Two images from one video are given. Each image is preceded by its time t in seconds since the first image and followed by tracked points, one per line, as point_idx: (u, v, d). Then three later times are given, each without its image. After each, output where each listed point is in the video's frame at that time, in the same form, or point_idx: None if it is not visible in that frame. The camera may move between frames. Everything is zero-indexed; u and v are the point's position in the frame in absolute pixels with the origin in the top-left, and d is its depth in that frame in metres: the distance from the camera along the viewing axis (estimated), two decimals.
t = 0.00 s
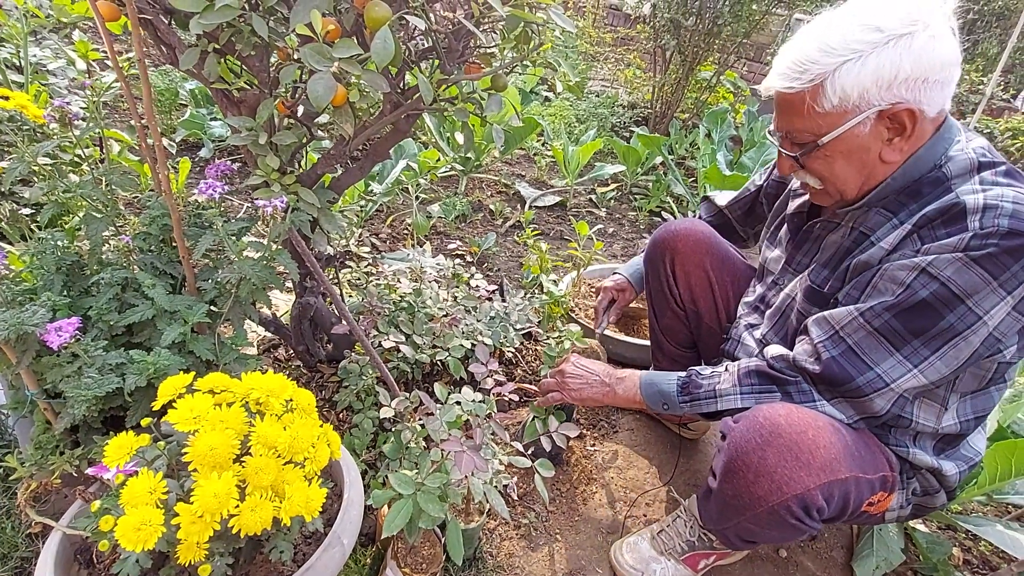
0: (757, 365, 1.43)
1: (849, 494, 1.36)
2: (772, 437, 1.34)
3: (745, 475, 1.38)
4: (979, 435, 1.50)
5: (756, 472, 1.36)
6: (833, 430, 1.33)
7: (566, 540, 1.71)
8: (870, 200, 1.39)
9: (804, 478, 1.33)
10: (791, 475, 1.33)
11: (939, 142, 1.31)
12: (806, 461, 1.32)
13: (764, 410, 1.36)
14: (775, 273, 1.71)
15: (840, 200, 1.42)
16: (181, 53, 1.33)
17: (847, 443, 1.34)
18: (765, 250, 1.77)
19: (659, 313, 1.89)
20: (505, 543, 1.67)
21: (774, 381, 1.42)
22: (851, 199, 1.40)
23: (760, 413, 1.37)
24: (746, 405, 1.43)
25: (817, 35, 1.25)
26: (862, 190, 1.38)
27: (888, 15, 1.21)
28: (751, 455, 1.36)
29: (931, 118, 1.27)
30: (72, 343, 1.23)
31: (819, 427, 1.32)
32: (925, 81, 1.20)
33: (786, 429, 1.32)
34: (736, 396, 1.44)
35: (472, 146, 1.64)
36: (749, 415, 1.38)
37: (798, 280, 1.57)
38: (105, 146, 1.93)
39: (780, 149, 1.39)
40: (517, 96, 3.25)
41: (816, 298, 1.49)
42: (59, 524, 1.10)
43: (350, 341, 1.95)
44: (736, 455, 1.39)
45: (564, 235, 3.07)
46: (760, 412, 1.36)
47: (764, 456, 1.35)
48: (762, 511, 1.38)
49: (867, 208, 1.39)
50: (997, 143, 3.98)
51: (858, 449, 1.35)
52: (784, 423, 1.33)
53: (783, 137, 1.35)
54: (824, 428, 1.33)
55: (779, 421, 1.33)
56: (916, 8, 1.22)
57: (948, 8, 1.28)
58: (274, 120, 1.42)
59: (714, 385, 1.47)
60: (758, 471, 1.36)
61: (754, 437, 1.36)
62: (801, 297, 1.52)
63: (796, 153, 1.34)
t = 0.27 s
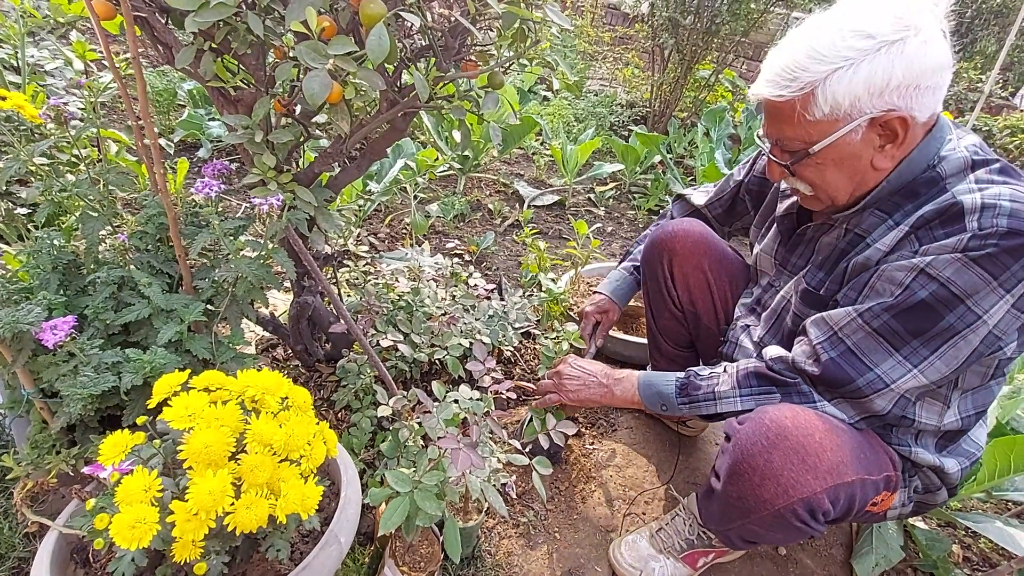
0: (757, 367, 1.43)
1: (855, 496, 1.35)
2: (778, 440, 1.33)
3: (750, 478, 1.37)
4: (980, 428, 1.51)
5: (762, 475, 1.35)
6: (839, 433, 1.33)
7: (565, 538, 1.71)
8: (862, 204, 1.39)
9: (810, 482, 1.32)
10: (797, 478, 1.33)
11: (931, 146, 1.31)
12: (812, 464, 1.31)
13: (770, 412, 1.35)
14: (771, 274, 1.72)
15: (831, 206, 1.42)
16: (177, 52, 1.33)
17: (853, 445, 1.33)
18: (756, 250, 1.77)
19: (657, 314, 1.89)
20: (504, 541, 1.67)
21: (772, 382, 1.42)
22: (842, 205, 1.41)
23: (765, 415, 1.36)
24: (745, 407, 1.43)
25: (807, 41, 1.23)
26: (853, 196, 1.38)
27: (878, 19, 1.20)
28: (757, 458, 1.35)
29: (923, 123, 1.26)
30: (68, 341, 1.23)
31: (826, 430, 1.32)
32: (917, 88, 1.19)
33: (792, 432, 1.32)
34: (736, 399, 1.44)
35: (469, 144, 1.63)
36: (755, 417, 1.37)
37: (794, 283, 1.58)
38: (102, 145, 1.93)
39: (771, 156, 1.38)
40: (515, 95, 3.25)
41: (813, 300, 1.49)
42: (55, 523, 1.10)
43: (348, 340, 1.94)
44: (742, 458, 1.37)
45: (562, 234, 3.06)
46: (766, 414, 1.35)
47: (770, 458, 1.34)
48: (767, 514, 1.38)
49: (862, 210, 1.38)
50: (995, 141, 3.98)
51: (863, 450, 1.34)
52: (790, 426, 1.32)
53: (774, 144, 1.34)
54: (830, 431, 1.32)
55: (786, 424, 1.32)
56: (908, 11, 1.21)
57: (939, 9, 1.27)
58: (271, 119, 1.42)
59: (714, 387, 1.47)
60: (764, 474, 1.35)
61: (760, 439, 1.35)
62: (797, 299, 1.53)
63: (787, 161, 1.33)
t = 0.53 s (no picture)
0: (753, 367, 1.43)
1: (854, 496, 1.35)
2: (777, 440, 1.32)
3: (749, 479, 1.36)
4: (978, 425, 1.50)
5: (761, 475, 1.35)
6: (837, 433, 1.33)
7: (563, 536, 1.71)
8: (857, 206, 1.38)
9: (809, 483, 1.32)
10: (796, 479, 1.32)
11: (928, 148, 1.31)
12: (811, 464, 1.31)
13: (769, 412, 1.35)
14: (768, 273, 1.71)
15: (826, 207, 1.41)
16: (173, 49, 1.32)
17: (852, 445, 1.33)
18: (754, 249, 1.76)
19: (653, 312, 1.88)
20: (502, 539, 1.66)
21: (770, 381, 1.41)
22: (837, 206, 1.40)
23: (763, 414, 1.35)
24: (742, 407, 1.43)
25: (802, 40, 1.23)
26: (848, 198, 1.37)
27: (873, 19, 1.19)
28: (756, 458, 1.34)
29: (919, 126, 1.26)
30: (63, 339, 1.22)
31: (824, 430, 1.32)
32: (913, 89, 1.19)
33: (792, 432, 1.31)
34: (733, 399, 1.44)
35: (466, 141, 1.63)
36: (752, 416, 1.37)
37: (791, 282, 1.58)
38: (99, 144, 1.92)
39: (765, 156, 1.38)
40: (514, 94, 3.25)
41: (809, 301, 1.49)
42: (51, 520, 1.09)
43: (345, 339, 1.94)
44: (741, 458, 1.36)
45: (561, 232, 3.06)
46: (765, 414, 1.35)
47: (769, 459, 1.33)
48: (766, 515, 1.37)
49: (861, 209, 1.38)
50: (994, 138, 3.98)
51: (862, 450, 1.34)
52: (790, 426, 1.32)
53: (768, 144, 1.34)
54: (829, 431, 1.32)
55: (785, 424, 1.32)
56: (904, 10, 1.20)
57: (937, 8, 1.26)
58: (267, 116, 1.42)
59: (710, 386, 1.47)
60: (762, 475, 1.34)
61: (759, 439, 1.34)
62: (794, 299, 1.53)
63: (781, 162, 1.33)
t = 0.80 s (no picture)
0: (751, 364, 1.43)
1: (852, 492, 1.35)
2: (776, 436, 1.32)
3: (748, 475, 1.36)
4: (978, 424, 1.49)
5: (759, 472, 1.35)
6: (836, 429, 1.33)
7: (562, 533, 1.71)
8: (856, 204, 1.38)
9: (808, 478, 1.32)
10: (795, 475, 1.32)
11: (928, 147, 1.30)
12: (810, 461, 1.31)
13: (767, 408, 1.35)
14: (767, 271, 1.71)
15: (824, 206, 1.41)
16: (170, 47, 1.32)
17: (851, 441, 1.33)
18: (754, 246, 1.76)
19: (652, 310, 1.89)
20: (500, 536, 1.66)
21: (768, 378, 1.41)
22: (835, 204, 1.40)
23: (761, 410, 1.35)
24: (740, 404, 1.43)
25: (800, 37, 1.23)
26: (847, 196, 1.37)
27: (872, 16, 1.19)
28: (755, 455, 1.34)
29: (919, 124, 1.25)
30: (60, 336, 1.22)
31: (823, 426, 1.32)
32: (912, 86, 1.19)
33: (790, 428, 1.31)
34: (730, 396, 1.44)
35: (463, 138, 1.62)
36: (751, 412, 1.36)
37: (790, 280, 1.57)
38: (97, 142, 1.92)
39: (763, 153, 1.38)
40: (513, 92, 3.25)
41: (807, 299, 1.49)
42: (48, 517, 1.10)
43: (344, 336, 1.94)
44: (739, 455, 1.36)
45: (560, 231, 3.06)
46: (763, 410, 1.35)
47: (768, 455, 1.33)
48: (764, 511, 1.37)
49: (860, 208, 1.38)
50: (993, 136, 3.98)
51: (861, 446, 1.34)
52: (788, 422, 1.32)
53: (766, 141, 1.34)
54: (827, 427, 1.32)
55: (784, 420, 1.32)
56: (903, 8, 1.20)
57: (938, 5, 1.25)
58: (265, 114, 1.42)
59: (708, 382, 1.47)
60: (761, 471, 1.34)
61: (757, 436, 1.34)
62: (792, 297, 1.54)
63: (778, 159, 1.33)
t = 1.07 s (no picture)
0: (753, 365, 1.43)
1: (855, 493, 1.35)
2: (779, 438, 1.32)
3: (751, 477, 1.36)
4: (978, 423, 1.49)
5: (762, 474, 1.35)
6: (838, 430, 1.33)
7: (563, 533, 1.71)
8: (859, 204, 1.38)
9: (811, 481, 1.32)
10: (798, 477, 1.32)
11: (932, 145, 1.30)
12: (813, 463, 1.31)
13: (771, 410, 1.35)
14: (768, 271, 1.71)
15: (828, 205, 1.41)
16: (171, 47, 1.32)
17: (853, 443, 1.33)
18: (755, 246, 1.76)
19: (652, 309, 1.89)
20: (501, 536, 1.67)
21: (770, 379, 1.42)
22: (838, 204, 1.40)
23: (765, 412, 1.35)
24: (742, 405, 1.43)
25: (803, 36, 1.23)
26: (849, 195, 1.37)
27: (875, 15, 1.19)
28: (758, 456, 1.34)
29: (923, 122, 1.25)
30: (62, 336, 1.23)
31: (826, 428, 1.32)
32: (915, 85, 1.18)
33: (793, 430, 1.31)
34: (732, 397, 1.44)
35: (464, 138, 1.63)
36: (755, 414, 1.37)
37: (793, 280, 1.57)
38: (98, 142, 1.92)
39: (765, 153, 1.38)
40: (513, 92, 3.25)
41: (810, 299, 1.50)
42: (51, 517, 1.10)
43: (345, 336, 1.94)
44: (742, 456, 1.36)
45: (560, 231, 3.06)
46: (766, 412, 1.35)
47: (771, 457, 1.33)
48: (767, 513, 1.37)
49: (861, 208, 1.38)
50: (993, 136, 3.99)
51: (863, 447, 1.34)
52: (791, 424, 1.32)
53: (768, 141, 1.34)
54: (830, 429, 1.32)
55: (787, 422, 1.32)
56: (906, 7, 1.20)
57: (942, 3, 1.25)
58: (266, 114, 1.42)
59: (710, 383, 1.47)
60: (764, 473, 1.35)
61: (761, 437, 1.34)
62: (794, 298, 1.54)
63: (781, 158, 1.33)
